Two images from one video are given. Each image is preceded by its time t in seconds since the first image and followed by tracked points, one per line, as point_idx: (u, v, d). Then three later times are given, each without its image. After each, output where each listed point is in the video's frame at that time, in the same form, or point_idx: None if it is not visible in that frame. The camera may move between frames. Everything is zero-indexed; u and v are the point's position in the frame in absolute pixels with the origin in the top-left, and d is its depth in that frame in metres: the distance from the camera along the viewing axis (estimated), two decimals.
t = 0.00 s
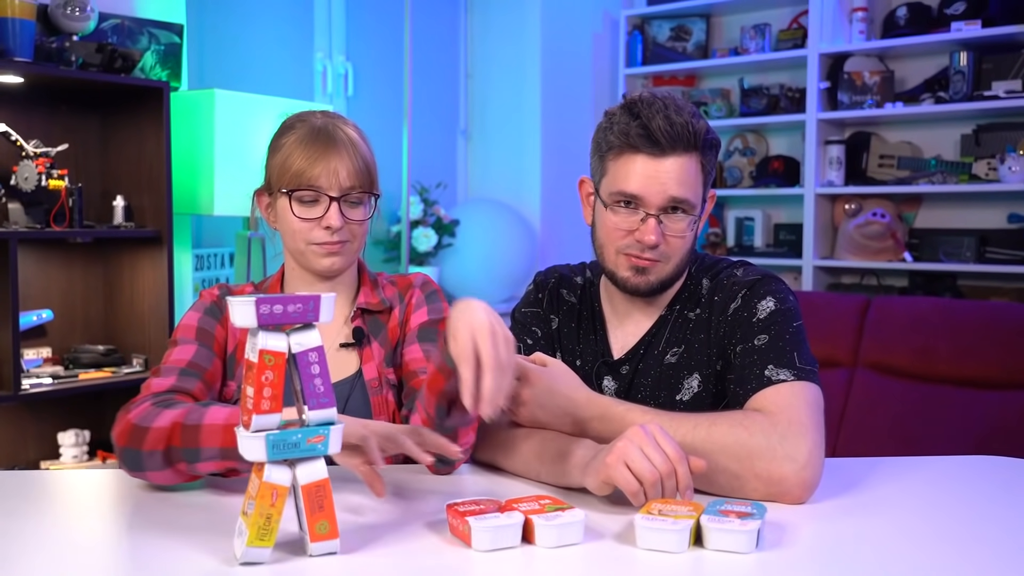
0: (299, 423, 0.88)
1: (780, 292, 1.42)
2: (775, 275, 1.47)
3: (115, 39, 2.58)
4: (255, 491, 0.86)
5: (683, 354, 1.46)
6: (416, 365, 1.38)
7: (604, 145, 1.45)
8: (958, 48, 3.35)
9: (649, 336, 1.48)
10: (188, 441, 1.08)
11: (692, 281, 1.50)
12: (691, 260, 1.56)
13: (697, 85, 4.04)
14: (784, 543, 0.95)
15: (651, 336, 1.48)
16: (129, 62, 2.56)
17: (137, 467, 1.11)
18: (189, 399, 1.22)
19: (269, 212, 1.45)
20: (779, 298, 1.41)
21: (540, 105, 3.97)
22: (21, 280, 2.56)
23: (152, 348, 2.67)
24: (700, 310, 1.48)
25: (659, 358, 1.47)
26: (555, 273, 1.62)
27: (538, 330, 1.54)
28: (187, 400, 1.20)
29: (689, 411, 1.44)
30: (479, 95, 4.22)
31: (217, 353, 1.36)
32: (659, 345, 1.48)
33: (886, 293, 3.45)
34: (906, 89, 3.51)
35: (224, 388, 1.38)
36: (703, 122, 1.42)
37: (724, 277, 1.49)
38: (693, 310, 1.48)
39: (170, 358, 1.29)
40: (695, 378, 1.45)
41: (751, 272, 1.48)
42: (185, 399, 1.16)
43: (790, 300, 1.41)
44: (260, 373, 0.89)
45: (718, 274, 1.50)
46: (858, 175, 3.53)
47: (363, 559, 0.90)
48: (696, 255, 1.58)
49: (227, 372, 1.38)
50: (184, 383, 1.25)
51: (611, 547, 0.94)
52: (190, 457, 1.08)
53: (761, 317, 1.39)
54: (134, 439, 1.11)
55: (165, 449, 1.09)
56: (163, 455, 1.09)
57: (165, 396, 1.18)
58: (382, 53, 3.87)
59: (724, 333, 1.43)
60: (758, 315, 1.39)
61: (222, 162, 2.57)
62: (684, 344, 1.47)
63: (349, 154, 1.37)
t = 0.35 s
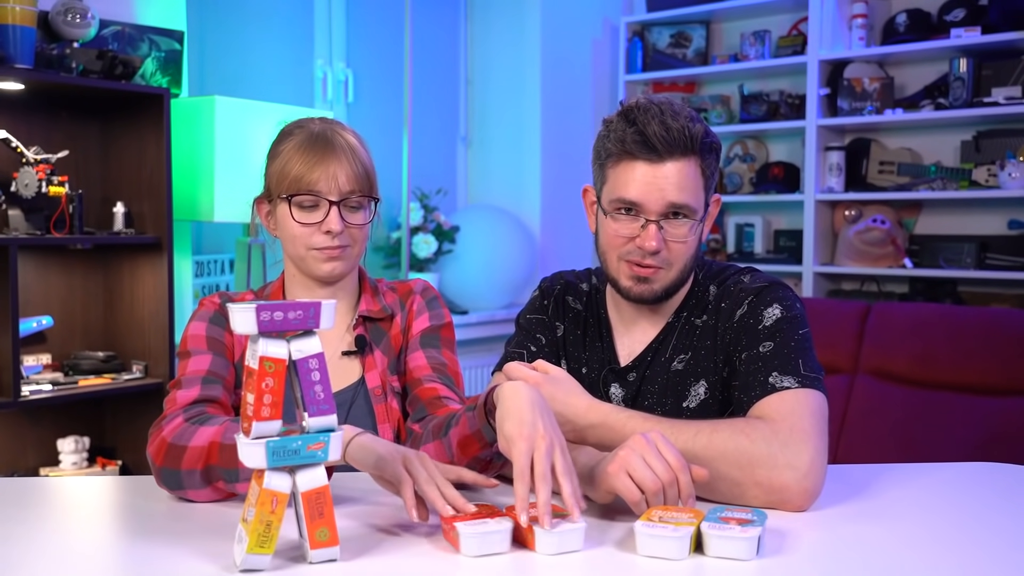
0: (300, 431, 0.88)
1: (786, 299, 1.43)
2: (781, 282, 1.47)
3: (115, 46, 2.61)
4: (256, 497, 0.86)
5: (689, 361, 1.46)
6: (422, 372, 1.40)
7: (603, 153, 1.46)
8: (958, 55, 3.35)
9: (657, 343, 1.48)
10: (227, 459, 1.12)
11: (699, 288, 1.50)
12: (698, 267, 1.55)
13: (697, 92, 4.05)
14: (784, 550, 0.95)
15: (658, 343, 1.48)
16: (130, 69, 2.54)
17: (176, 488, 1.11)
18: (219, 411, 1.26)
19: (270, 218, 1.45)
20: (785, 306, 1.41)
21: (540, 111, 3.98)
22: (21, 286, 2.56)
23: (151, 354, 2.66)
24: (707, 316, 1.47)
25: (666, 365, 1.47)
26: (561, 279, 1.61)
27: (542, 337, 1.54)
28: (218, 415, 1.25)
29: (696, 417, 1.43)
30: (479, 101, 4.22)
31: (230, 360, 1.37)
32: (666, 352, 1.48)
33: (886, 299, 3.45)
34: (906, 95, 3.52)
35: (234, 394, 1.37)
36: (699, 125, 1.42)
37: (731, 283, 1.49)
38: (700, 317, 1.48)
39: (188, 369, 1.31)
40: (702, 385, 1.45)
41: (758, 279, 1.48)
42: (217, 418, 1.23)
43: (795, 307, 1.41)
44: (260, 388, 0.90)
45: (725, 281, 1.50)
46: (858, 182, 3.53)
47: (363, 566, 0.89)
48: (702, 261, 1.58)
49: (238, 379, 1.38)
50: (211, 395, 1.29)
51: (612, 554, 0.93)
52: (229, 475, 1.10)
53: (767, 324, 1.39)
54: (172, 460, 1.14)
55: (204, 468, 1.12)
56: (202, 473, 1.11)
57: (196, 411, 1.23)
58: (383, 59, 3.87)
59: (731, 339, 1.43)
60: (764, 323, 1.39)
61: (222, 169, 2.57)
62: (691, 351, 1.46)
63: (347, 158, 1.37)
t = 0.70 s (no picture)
0: (300, 433, 0.88)
1: (788, 301, 1.43)
2: (783, 284, 1.47)
3: (115, 48, 2.62)
4: (255, 500, 0.86)
5: (690, 363, 1.46)
6: (423, 375, 1.41)
7: (602, 157, 1.46)
8: (958, 57, 3.35)
9: (658, 345, 1.48)
10: (213, 455, 1.10)
11: (700, 290, 1.50)
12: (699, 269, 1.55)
13: (697, 94, 4.05)
14: (784, 553, 0.95)
15: (660, 345, 1.48)
16: (130, 72, 2.54)
17: (165, 487, 1.11)
18: (206, 411, 1.24)
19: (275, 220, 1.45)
20: (786, 308, 1.41)
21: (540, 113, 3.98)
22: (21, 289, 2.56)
23: (151, 357, 2.66)
24: (708, 318, 1.47)
25: (667, 367, 1.47)
26: (562, 281, 1.62)
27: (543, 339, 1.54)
28: (206, 413, 1.23)
29: (697, 419, 1.44)
30: (478, 104, 4.22)
31: (228, 362, 1.38)
32: (667, 354, 1.48)
33: (886, 301, 3.45)
34: (905, 97, 3.52)
35: (232, 396, 1.38)
36: (698, 127, 1.43)
37: (732, 285, 1.49)
38: (701, 319, 1.47)
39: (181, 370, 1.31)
40: (703, 387, 1.45)
41: (759, 281, 1.49)
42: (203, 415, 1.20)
43: (797, 310, 1.41)
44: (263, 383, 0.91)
45: (726, 283, 1.50)
46: (858, 184, 3.54)
47: (362, 568, 0.89)
48: (704, 263, 1.58)
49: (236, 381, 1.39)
50: (200, 394, 1.27)
51: (612, 557, 0.93)
52: (217, 471, 1.10)
53: (768, 326, 1.39)
54: (160, 460, 1.13)
55: (190, 466, 1.10)
56: (190, 472, 1.10)
57: (183, 411, 1.21)
58: (382, 62, 3.87)
59: (731, 341, 1.43)
60: (765, 325, 1.39)
61: (222, 172, 2.58)
62: (692, 353, 1.46)
63: (354, 166, 1.37)
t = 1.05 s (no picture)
0: (301, 430, 0.88)
1: (790, 299, 1.42)
2: (786, 281, 1.47)
3: (116, 45, 2.61)
4: (256, 498, 0.86)
5: (692, 361, 1.46)
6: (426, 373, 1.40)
7: (603, 155, 1.45)
8: (960, 54, 3.35)
9: (660, 342, 1.48)
10: (212, 459, 1.10)
11: (702, 287, 1.50)
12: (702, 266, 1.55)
13: (699, 91, 4.04)
14: (786, 550, 0.94)
15: (662, 342, 1.48)
16: (131, 69, 2.54)
17: (164, 495, 1.10)
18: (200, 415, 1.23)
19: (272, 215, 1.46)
20: (789, 305, 1.41)
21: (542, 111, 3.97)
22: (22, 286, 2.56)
23: (152, 354, 2.66)
24: (710, 316, 1.47)
25: (669, 364, 1.47)
26: (563, 278, 1.61)
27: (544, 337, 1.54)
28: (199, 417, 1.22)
29: (699, 417, 1.43)
30: (480, 101, 4.22)
31: (225, 363, 1.37)
32: (670, 351, 1.47)
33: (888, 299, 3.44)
34: (908, 95, 3.51)
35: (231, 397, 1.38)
36: (699, 126, 1.42)
37: (735, 282, 1.49)
38: (703, 316, 1.47)
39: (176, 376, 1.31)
40: (705, 384, 1.45)
41: (761, 278, 1.48)
42: (195, 420, 1.19)
43: (799, 307, 1.41)
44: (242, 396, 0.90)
45: (729, 280, 1.50)
46: (860, 181, 3.53)
47: (364, 565, 0.89)
48: (706, 261, 1.58)
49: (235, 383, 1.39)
50: (194, 400, 1.26)
51: (613, 554, 0.93)
52: (218, 475, 1.09)
53: (771, 324, 1.39)
54: (156, 468, 1.11)
55: (188, 472, 1.09)
56: (190, 477, 1.09)
57: (175, 418, 1.21)
58: (384, 59, 3.87)
59: (734, 339, 1.43)
60: (768, 322, 1.39)
61: (224, 169, 2.58)
62: (694, 350, 1.46)
63: (343, 156, 1.37)
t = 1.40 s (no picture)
0: (301, 423, 0.88)
1: (792, 293, 1.43)
2: (787, 276, 1.47)
3: (116, 39, 2.59)
4: (257, 491, 0.86)
5: (694, 354, 1.46)
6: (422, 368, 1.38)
7: (607, 147, 1.45)
8: (962, 48, 3.34)
9: (662, 336, 1.47)
10: (127, 435, 1.04)
11: (704, 281, 1.50)
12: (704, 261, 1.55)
13: (700, 85, 4.04)
14: (787, 544, 0.95)
15: (664, 337, 1.48)
16: (132, 62, 2.55)
17: (135, 490, 1.06)
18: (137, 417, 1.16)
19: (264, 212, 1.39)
20: (790, 299, 1.41)
21: (543, 104, 3.97)
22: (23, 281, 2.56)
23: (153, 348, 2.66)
24: (712, 310, 1.47)
25: (671, 358, 1.47)
26: (564, 273, 1.61)
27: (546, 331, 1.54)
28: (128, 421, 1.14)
29: (701, 411, 1.43)
30: (480, 95, 4.21)
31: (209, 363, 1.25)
32: (671, 345, 1.47)
33: (889, 293, 3.44)
34: (909, 88, 3.50)
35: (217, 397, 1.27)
36: (704, 120, 1.42)
37: (737, 276, 1.49)
38: (705, 310, 1.47)
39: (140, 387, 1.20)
40: (706, 378, 1.44)
41: (763, 272, 1.48)
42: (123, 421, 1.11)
43: (801, 301, 1.41)
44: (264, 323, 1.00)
45: (730, 274, 1.50)
46: (861, 175, 3.53)
47: (364, 558, 0.89)
48: (708, 255, 1.58)
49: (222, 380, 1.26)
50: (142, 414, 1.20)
51: (613, 547, 0.93)
52: (141, 441, 1.03)
53: (772, 318, 1.39)
54: (110, 475, 1.06)
55: (128, 458, 1.04)
56: (132, 463, 1.04)
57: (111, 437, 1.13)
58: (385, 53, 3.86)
59: (735, 332, 1.43)
60: (769, 316, 1.39)
61: (224, 164, 2.58)
62: (695, 344, 1.46)
63: (334, 146, 1.30)
